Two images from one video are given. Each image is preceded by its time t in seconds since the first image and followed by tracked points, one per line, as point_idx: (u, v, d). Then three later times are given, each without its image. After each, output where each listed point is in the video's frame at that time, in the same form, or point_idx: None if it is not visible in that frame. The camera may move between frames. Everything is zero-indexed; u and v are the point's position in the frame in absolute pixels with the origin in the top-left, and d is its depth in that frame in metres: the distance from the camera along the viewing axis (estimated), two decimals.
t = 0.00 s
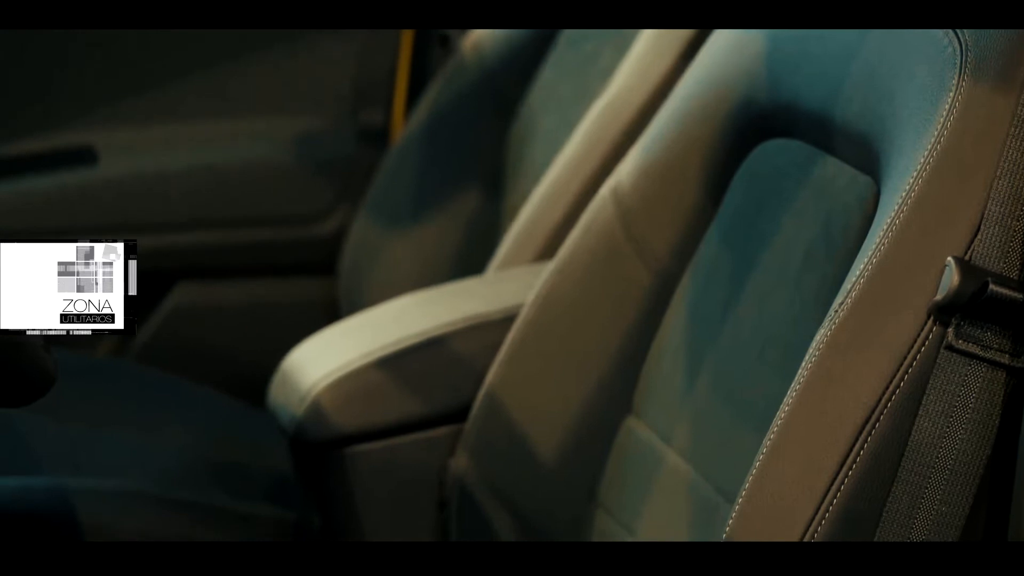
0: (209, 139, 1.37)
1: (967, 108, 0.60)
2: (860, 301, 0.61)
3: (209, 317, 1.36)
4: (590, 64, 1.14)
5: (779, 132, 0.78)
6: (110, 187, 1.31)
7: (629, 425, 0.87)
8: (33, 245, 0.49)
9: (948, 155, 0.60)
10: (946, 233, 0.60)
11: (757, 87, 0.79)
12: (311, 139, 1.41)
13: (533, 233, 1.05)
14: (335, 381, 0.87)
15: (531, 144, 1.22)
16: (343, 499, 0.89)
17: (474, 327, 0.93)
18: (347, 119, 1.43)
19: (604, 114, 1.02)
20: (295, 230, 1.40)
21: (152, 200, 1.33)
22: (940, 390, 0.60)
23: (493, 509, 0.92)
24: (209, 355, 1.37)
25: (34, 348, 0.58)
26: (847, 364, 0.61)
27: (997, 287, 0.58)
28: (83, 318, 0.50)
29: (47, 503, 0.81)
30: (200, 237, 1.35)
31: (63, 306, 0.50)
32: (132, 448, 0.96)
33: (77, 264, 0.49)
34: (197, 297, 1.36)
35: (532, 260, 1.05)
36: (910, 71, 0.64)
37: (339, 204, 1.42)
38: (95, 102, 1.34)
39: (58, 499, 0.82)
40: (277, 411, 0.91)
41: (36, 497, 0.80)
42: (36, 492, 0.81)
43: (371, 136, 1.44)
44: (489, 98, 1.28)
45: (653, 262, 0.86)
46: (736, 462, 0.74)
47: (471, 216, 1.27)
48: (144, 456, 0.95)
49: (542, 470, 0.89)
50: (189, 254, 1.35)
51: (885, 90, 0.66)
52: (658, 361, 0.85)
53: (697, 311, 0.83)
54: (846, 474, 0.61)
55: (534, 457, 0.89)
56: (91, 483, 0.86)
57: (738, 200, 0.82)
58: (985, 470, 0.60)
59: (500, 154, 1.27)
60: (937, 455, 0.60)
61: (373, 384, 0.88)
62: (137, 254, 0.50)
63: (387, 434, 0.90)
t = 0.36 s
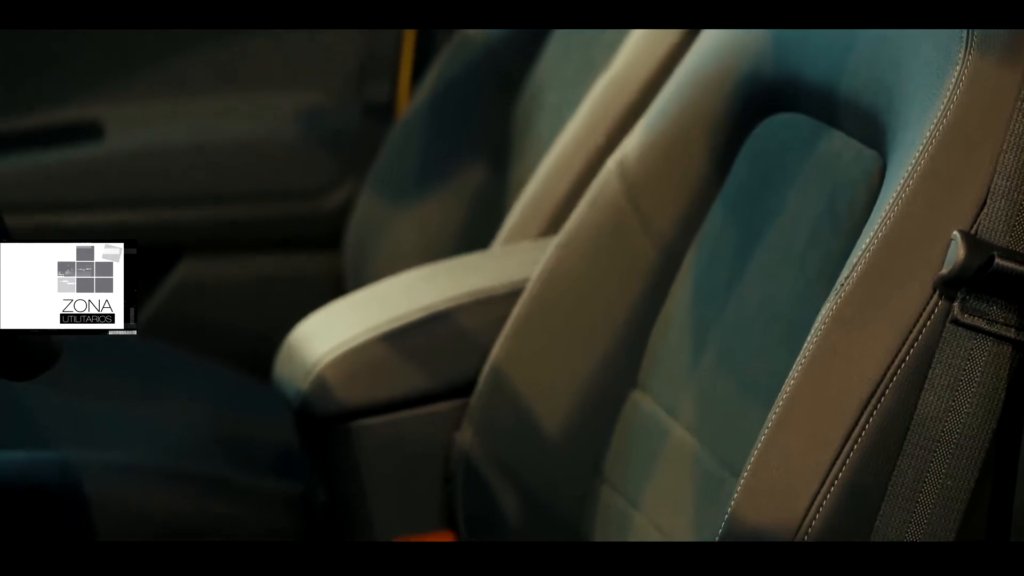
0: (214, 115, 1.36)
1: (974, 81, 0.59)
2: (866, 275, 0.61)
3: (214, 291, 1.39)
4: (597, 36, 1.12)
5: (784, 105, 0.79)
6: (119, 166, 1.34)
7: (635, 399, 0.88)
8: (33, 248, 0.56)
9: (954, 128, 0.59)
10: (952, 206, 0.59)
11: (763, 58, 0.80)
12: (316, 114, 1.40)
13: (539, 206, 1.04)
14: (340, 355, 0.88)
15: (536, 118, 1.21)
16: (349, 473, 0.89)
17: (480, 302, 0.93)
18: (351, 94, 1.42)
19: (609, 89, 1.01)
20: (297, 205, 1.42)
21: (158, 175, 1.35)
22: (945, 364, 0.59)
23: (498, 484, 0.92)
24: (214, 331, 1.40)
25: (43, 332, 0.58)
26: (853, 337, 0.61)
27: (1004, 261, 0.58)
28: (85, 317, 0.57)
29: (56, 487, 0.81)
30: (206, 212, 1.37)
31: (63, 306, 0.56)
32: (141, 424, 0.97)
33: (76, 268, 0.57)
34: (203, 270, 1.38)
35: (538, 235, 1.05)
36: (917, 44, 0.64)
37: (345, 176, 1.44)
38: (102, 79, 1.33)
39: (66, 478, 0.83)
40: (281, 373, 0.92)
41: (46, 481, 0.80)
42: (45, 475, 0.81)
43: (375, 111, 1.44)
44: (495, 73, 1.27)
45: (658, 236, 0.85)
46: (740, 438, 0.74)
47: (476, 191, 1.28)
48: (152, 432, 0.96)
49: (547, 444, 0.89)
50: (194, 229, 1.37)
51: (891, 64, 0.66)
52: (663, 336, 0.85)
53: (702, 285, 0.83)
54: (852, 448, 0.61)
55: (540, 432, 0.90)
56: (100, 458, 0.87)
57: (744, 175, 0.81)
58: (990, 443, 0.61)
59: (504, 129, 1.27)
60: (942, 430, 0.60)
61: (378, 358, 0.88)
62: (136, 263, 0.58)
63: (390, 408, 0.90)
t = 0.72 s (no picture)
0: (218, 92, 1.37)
1: (982, 58, 0.59)
2: (872, 252, 0.61)
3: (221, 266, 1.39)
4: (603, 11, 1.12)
5: (790, 84, 0.78)
6: (123, 142, 1.35)
7: (641, 376, 0.88)
8: (33, 248, 0.56)
9: (961, 105, 0.59)
10: (961, 182, 0.59)
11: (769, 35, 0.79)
12: (322, 91, 1.41)
13: (544, 184, 1.04)
14: (345, 332, 0.88)
15: (541, 96, 1.21)
16: (355, 449, 0.89)
17: (483, 279, 0.93)
18: (356, 72, 1.42)
19: (615, 66, 1.01)
20: (303, 183, 1.42)
21: (161, 153, 1.36)
22: (952, 341, 0.59)
23: (503, 459, 0.92)
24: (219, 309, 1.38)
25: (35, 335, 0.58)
26: (860, 313, 0.61)
27: (1010, 238, 0.57)
28: (84, 317, 0.58)
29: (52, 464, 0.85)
30: (213, 188, 1.38)
31: (63, 306, 0.57)
32: (150, 401, 0.99)
33: (77, 267, 0.57)
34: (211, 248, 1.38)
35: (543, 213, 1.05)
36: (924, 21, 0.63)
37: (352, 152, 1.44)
38: (103, 59, 1.33)
39: (68, 452, 0.86)
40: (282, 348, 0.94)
41: (38, 457, 0.84)
42: (38, 452, 0.85)
43: (380, 88, 1.44)
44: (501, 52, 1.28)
45: (664, 213, 0.85)
46: (745, 414, 0.74)
47: (482, 168, 1.29)
48: (162, 413, 0.98)
49: (553, 422, 0.89)
50: (198, 206, 1.39)
51: (898, 41, 0.66)
52: (670, 311, 0.86)
53: (708, 261, 0.82)
54: (858, 425, 0.61)
55: (545, 409, 0.90)
56: (108, 432, 0.90)
57: (750, 152, 0.81)
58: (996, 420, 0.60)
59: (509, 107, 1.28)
60: (949, 406, 0.60)
61: (383, 335, 0.89)
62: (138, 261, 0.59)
63: (394, 386, 0.90)
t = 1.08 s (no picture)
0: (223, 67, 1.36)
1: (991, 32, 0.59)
2: (880, 227, 0.60)
3: (227, 243, 1.41)
4: None
5: (801, 57, 0.78)
6: (130, 114, 1.35)
7: (649, 351, 0.87)
8: (37, 250, 0.67)
9: (970, 80, 0.59)
10: (969, 156, 0.59)
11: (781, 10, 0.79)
12: (331, 66, 1.40)
13: (553, 159, 1.04)
14: (352, 307, 0.88)
15: (550, 69, 1.21)
16: (362, 423, 0.90)
17: (491, 255, 0.93)
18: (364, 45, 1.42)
19: (624, 40, 1.01)
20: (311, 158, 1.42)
21: (167, 129, 1.36)
22: (960, 317, 0.59)
23: (510, 434, 0.92)
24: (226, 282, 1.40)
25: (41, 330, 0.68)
26: (868, 289, 0.61)
27: (1019, 213, 0.57)
28: (86, 314, 0.68)
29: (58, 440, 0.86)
30: (220, 164, 1.40)
31: (65, 306, 0.67)
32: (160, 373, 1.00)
33: (77, 267, 0.67)
34: (216, 224, 1.40)
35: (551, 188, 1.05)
36: None
37: (359, 128, 1.44)
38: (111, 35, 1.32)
39: (76, 428, 0.88)
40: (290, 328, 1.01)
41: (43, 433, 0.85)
42: (45, 429, 0.86)
43: (389, 64, 1.43)
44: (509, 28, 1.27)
45: (671, 188, 0.85)
46: (752, 389, 0.74)
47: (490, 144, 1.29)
48: (173, 387, 0.99)
49: (560, 398, 0.89)
50: (204, 180, 1.40)
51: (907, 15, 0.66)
52: (677, 287, 0.85)
53: (716, 237, 0.82)
54: (866, 401, 0.61)
55: (552, 384, 0.90)
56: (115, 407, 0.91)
57: (757, 127, 0.81)
58: (1004, 395, 0.60)
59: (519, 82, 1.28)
60: (957, 381, 0.60)
61: (390, 310, 0.89)
62: (133, 269, 0.70)
63: (402, 361, 0.90)
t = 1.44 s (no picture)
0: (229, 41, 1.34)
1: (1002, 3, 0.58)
2: (889, 201, 0.60)
3: (233, 217, 1.41)
4: None
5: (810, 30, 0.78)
6: (135, 89, 1.36)
7: (657, 325, 0.87)
8: (34, 249, 0.64)
9: (980, 52, 0.58)
10: (978, 128, 0.59)
11: None
12: (339, 40, 1.40)
13: (561, 132, 1.04)
14: (361, 280, 0.88)
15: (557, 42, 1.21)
16: (370, 396, 0.91)
17: (500, 228, 0.94)
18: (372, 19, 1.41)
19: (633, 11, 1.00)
20: (319, 132, 1.43)
21: (177, 104, 1.37)
22: (969, 290, 0.59)
23: (518, 408, 0.92)
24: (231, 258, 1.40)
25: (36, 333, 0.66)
26: (876, 263, 0.60)
27: None
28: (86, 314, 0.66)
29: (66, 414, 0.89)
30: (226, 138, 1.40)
31: (65, 307, 0.65)
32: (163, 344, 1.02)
33: (77, 268, 0.65)
34: (223, 198, 1.41)
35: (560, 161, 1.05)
36: None
37: (367, 104, 1.44)
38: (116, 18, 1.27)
39: (80, 401, 0.90)
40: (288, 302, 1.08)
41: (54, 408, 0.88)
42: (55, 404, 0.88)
43: (398, 38, 1.43)
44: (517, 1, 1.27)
45: (681, 161, 0.85)
46: (760, 363, 0.74)
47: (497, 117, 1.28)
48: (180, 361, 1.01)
49: (570, 370, 0.90)
50: (213, 154, 1.40)
51: None
52: (686, 261, 0.85)
53: (725, 210, 0.82)
54: (874, 375, 0.61)
55: (561, 356, 0.90)
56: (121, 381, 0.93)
57: (766, 101, 0.81)
58: (1014, 369, 0.60)
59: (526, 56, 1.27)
60: (965, 354, 0.59)
61: (398, 284, 0.89)
62: (134, 265, 0.68)
63: (411, 335, 0.90)
